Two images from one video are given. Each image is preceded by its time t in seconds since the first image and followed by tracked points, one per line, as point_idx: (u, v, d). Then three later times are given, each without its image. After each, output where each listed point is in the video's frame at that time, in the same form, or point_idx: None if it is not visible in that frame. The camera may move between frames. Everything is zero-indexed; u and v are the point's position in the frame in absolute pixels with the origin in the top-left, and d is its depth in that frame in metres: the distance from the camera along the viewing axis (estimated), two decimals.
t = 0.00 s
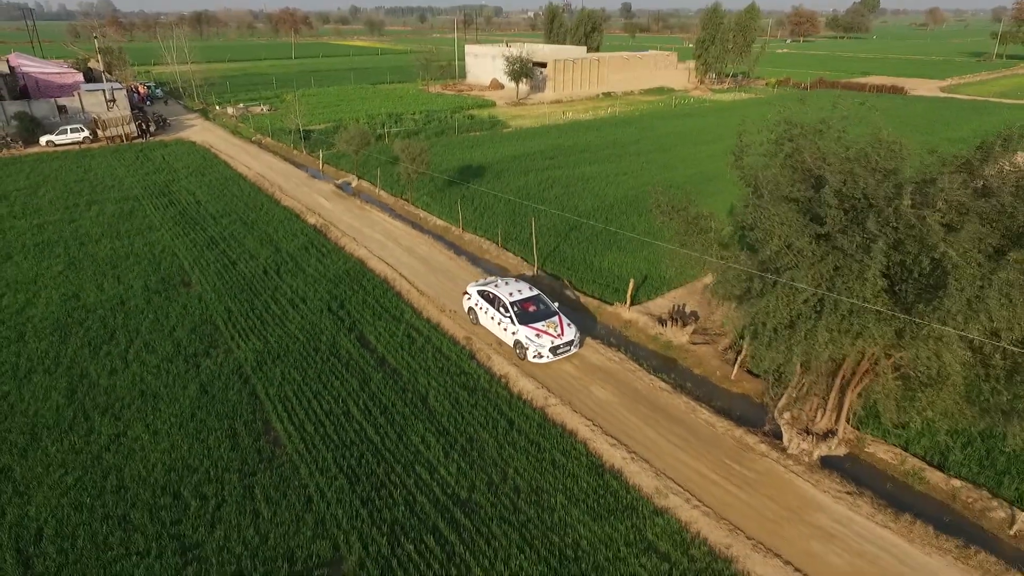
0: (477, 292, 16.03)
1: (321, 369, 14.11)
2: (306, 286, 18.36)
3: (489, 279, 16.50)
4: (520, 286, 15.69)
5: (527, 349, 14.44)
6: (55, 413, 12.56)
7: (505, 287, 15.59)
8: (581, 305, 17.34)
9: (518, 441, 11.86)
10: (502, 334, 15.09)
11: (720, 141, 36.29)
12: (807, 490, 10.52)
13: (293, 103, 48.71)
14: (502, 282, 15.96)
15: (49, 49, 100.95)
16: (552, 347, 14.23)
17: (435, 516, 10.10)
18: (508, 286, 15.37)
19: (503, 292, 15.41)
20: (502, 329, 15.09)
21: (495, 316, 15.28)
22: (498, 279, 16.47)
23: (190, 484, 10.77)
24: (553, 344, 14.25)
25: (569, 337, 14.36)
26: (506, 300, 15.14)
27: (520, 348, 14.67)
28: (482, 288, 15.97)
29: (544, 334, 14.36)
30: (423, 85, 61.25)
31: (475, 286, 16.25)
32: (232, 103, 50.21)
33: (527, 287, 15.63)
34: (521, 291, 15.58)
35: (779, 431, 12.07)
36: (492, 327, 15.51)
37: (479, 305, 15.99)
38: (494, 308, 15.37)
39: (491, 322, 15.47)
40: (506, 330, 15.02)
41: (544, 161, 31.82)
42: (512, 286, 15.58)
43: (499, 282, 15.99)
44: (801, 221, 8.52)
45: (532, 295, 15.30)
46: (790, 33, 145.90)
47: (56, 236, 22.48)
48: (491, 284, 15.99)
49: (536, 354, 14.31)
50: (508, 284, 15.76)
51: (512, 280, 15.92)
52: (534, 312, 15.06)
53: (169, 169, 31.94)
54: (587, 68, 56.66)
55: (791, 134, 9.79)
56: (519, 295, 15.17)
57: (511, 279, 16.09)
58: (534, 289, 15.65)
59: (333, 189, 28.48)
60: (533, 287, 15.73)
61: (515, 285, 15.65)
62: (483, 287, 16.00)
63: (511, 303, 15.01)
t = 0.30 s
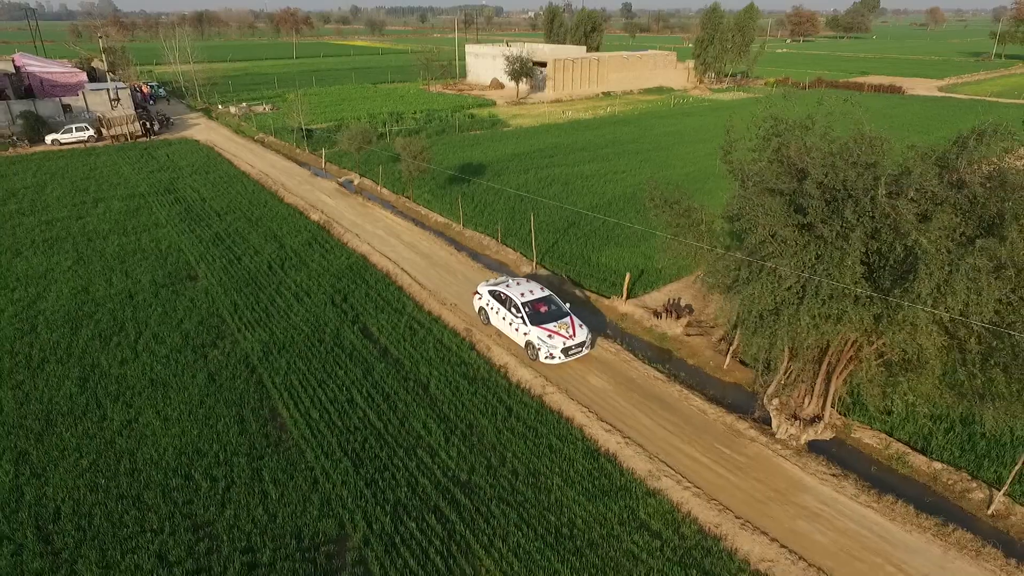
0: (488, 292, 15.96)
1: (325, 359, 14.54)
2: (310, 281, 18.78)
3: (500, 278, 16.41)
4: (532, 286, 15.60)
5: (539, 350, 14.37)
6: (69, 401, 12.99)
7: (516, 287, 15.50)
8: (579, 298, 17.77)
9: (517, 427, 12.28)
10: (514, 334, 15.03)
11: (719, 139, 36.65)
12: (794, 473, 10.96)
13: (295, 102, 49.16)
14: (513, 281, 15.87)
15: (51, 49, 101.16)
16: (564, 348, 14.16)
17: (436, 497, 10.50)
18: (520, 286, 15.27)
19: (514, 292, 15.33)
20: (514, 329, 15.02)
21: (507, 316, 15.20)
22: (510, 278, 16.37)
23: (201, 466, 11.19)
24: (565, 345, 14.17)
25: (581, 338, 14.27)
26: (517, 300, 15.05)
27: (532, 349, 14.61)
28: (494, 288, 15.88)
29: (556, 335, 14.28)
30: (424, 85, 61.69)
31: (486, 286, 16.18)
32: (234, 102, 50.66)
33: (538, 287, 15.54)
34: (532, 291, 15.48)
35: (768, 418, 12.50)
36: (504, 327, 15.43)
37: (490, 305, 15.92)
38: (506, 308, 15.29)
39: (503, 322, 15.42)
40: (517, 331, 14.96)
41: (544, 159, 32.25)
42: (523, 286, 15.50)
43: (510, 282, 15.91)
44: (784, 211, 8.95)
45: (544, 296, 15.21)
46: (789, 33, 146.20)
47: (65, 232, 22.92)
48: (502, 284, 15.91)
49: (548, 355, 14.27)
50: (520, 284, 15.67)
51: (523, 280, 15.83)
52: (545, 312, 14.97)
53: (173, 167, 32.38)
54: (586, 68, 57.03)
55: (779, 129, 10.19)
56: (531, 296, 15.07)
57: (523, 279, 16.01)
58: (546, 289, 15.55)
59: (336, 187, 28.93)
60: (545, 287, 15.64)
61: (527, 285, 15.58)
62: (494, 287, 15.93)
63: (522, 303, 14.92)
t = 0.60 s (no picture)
0: (500, 293, 15.99)
1: (330, 351, 14.93)
2: (314, 276, 19.18)
3: (512, 281, 16.49)
4: (544, 288, 15.67)
5: (551, 352, 14.33)
6: (82, 390, 13.40)
7: (529, 288, 15.56)
8: (578, 292, 18.15)
9: (517, 415, 12.67)
10: (526, 336, 15.02)
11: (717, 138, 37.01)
12: (784, 458, 11.35)
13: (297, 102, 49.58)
14: (526, 283, 15.95)
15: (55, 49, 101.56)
16: (577, 350, 14.13)
17: (439, 480, 10.91)
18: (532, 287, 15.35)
19: (526, 293, 15.38)
20: (526, 331, 15.02)
21: (519, 318, 15.23)
22: (522, 281, 16.42)
23: (211, 452, 11.59)
24: (578, 347, 14.16)
25: (594, 340, 14.27)
26: (530, 301, 15.10)
27: (544, 351, 14.57)
28: (506, 289, 15.93)
29: (569, 338, 14.28)
30: (425, 85, 62.11)
31: (498, 288, 16.20)
32: (237, 101, 51.07)
33: (551, 289, 15.63)
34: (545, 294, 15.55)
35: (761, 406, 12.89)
36: (516, 328, 15.44)
37: (502, 306, 15.94)
38: (518, 310, 15.32)
39: (515, 323, 15.43)
40: (530, 333, 14.95)
41: (544, 158, 32.63)
42: (536, 288, 15.56)
43: (523, 283, 15.99)
44: (772, 203, 9.37)
45: (556, 298, 15.26)
46: (790, 33, 146.47)
47: (72, 229, 23.31)
48: (515, 286, 15.97)
49: (561, 357, 14.21)
50: (532, 286, 15.74)
51: (535, 282, 15.90)
52: (558, 314, 15.01)
53: (178, 165, 32.79)
54: (587, 68, 57.38)
55: (769, 126, 10.57)
56: (543, 297, 15.13)
57: (535, 281, 16.08)
58: (558, 291, 15.61)
59: (338, 185, 29.33)
60: (557, 290, 15.71)
61: (539, 287, 15.65)
62: (506, 288, 15.98)
63: (535, 305, 14.98)
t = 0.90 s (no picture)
0: (513, 295, 15.97)
1: (335, 343, 15.32)
2: (319, 271, 19.57)
3: (524, 283, 16.48)
4: (557, 290, 15.67)
5: (565, 355, 14.27)
6: (95, 380, 13.79)
7: (542, 291, 15.56)
8: (577, 287, 18.52)
9: (517, 404, 13.05)
10: (540, 338, 14.98)
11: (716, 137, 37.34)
12: (776, 444, 11.71)
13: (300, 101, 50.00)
14: (539, 285, 15.95)
15: (58, 49, 102.09)
16: (592, 352, 14.05)
17: (442, 465, 11.29)
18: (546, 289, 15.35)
19: (540, 295, 15.37)
20: (540, 333, 14.98)
21: (532, 320, 15.20)
22: (534, 283, 16.41)
23: (221, 438, 11.97)
24: (593, 349, 14.06)
25: (609, 342, 14.19)
26: (544, 303, 15.09)
27: (558, 353, 14.51)
28: (519, 291, 15.91)
29: (583, 340, 14.22)
30: (427, 85, 62.49)
31: (511, 290, 16.18)
32: (240, 101, 51.47)
33: (564, 291, 15.64)
34: (558, 296, 15.54)
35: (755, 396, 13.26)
36: (529, 330, 15.42)
37: (514, 308, 15.92)
38: (531, 312, 15.31)
39: (528, 326, 15.39)
40: (544, 335, 14.90)
41: (544, 156, 33.00)
42: (549, 291, 15.55)
43: (536, 285, 15.99)
44: (762, 196, 9.77)
45: (570, 300, 15.24)
46: (790, 32, 146.71)
47: (81, 226, 23.71)
48: (528, 288, 15.98)
49: (575, 360, 14.13)
50: (546, 288, 15.74)
51: (548, 284, 15.90)
52: (572, 316, 14.99)
53: (183, 164, 33.19)
54: (587, 68, 57.72)
55: (762, 123, 10.95)
56: (557, 299, 15.12)
57: (548, 284, 16.07)
58: (572, 293, 15.60)
59: (341, 183, 29.72)
60: (571, 291, 15.69)
61: (553, 289, 15.65)
62: (519, 291, 15.96)
63: (548, 307, 14.97)
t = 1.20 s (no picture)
0: (525, 296, 15.90)
1: (339, 335, 15.70)
2: (323, 267, 19.94)
3: (537, 284, 16.40)
4: (570, 291, 15.58)
5: (580, 357, 14.20)
6: (106, 370, 14.17)
7: (555, 292, 15.46)
8: (576, 282, 18.88)
9: (518, 393, 13.42)
10: (553, 340, 14.92)
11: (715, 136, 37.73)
12: (768, 432, 12.09)
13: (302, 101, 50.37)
14: (552, 287, 15.85)
15: (61, 48, 102.48)
16: (606, 355, 13.98)
17: (445, 451, 11.65)
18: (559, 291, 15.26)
19: (553, 297, 15.29)
20: (553, 335, 14.92)
21: (546, 321, 15.14)
22: (547, 284, 16.32)
23: (230, 426, 12.34)
24: (607, 351, 13.99)
25: (623, 344, 14.13)
26: (557, 305, 15.01)
27: (572, 355, 14.45)
28: (532, 293, 15.83)
29: (597, 342, 14.15)
30: (428, 84, 62.87)
31: (523, 291, 16.11)
32: (243, 101, 51.84)
33: (577, 292, 15.54)
34: (571, 297, 15.44)
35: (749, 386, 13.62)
36: (542, 332, 15.35)
37: (527, 310, 15.86)
38: (544, 313, 15.24)
39: (542, 327, 15.32)
40: (557, 337, 14.84)
41: (545, 155, 33.37)
42: (562, 292, 15.46)
43: (549, 286, 15.90)
44: (753, 190, 10.16)
45: (583, 302, 15.16)
46: (791, 33, 146.96)
47: (89, 222, 24.09)
48: (540, 289, 15.89)
49: (589, 362, 14.07)
50: (559, 290, 15.65)
51: (561, 286, 15.80)
52: (585, 318, 14.90)
53: (188, 163, 33.55)
54: (588, 68, 58.06)
55: (756, 121, 11.31)
56: (570, 301, 15.03)
57: (560, 285, 15.98)
58: (585, 295, 15.52)
59: (344, 181, 30.08)
60: (584, 293, 15.60)
61: (566, 291, 15.55)
62: (532, 292, 15.87)
63: (561, 309, 14.90)
